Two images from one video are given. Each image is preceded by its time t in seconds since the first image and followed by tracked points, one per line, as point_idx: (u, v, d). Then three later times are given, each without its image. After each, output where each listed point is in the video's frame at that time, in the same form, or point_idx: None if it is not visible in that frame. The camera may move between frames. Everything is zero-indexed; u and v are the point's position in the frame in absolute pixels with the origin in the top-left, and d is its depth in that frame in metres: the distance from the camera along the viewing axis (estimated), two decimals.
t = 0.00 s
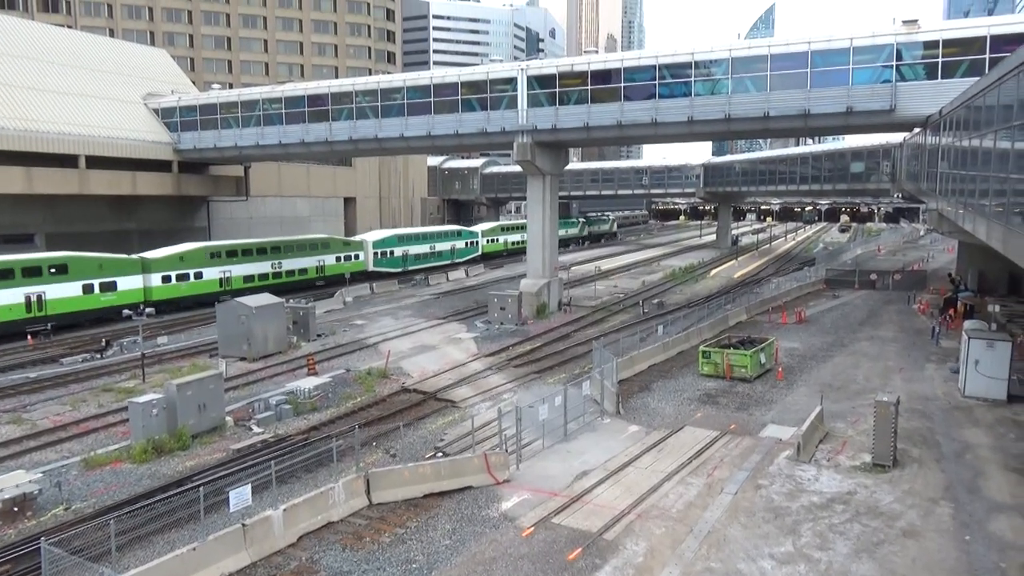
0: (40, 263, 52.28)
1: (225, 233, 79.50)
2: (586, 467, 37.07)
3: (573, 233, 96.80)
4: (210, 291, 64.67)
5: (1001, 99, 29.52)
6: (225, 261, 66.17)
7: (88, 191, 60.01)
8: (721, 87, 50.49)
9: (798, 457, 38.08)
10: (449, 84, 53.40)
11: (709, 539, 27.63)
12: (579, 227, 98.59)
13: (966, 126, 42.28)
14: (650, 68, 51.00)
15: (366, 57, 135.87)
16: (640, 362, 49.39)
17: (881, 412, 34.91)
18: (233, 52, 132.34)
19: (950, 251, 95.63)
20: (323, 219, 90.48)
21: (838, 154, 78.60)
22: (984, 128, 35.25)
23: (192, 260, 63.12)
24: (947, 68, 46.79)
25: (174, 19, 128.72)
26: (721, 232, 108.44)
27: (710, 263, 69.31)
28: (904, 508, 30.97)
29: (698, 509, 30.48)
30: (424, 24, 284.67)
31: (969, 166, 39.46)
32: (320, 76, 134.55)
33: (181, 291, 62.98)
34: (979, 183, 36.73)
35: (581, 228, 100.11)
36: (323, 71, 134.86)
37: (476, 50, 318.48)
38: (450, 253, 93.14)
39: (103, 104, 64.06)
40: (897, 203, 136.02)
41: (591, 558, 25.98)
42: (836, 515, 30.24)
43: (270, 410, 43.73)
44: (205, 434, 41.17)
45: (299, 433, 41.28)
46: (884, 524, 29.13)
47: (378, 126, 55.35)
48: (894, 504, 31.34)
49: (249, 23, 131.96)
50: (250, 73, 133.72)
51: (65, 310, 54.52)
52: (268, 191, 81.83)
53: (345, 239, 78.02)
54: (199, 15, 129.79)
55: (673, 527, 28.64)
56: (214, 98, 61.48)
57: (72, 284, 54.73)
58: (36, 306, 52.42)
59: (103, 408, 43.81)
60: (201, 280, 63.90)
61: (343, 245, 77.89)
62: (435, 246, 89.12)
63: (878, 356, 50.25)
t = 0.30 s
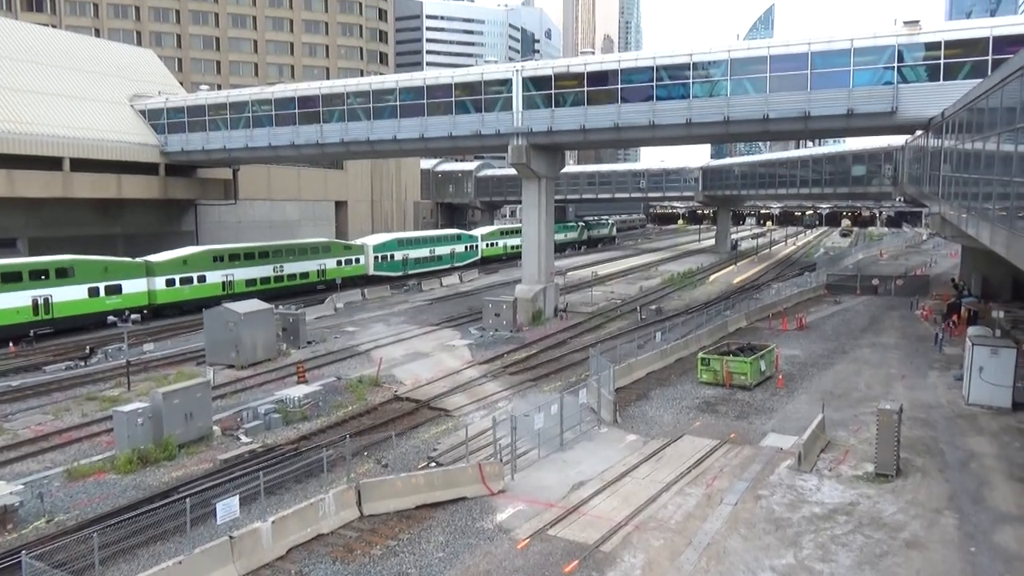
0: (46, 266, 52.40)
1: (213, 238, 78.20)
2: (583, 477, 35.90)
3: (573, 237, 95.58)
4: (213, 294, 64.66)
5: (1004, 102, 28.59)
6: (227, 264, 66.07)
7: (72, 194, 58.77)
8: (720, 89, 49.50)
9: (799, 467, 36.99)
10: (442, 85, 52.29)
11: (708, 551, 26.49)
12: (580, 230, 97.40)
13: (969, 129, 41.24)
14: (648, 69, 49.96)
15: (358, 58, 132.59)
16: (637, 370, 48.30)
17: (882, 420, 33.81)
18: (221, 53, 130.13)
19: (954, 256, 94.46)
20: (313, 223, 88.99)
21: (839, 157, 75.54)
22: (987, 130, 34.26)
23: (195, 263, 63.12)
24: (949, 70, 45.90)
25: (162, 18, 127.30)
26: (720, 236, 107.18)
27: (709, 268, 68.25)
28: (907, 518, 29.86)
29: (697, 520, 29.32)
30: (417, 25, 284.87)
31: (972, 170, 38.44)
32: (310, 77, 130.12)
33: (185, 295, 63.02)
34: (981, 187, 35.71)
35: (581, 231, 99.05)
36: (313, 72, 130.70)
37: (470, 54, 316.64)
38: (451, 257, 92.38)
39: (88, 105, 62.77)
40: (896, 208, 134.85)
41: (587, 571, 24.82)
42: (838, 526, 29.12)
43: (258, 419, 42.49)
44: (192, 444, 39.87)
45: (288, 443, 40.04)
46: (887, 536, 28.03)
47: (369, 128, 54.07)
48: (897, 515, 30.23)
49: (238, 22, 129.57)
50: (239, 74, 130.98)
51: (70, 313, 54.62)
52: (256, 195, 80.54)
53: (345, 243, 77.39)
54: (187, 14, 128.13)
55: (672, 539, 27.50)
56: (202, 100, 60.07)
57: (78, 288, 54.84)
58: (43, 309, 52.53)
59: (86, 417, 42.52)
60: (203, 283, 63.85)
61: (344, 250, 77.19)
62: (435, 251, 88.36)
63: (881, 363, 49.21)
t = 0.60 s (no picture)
0: (35, 267, 50.80)
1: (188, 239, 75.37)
2: (581, 493, 33.07)
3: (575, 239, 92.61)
4: (204, 297, 62.74)
5: None
6: (220, 266, 64.05)
7: (39, 193, 55.89)
8: (726, 83, 46.84)
9: (810, 481, 34.21)
10: (435, 78, 49.38)
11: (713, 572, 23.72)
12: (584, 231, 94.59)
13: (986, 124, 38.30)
14: (651, 63, 47.36)
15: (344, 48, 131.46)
16: (639, 380, 45.49)
17: (900, 431, 31.11)
18: (199, 43, 125.73)
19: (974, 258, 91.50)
20: (296, 222, 86.21)
21: (851, 155, 72.49)
22: (1007, 125, 31.44)
23: (187, 265, 61.21)
24: (968, 63, 43.35)
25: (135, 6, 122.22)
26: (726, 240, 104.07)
27: (716, 272, 65.45)
28: (924, 536, 27.10)
29: (703, 538, 26.52)
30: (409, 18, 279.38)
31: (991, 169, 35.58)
32: (293, 68, 128.21)
33: (177, 297, 61.18)
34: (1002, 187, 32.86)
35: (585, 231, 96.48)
36: (296, 64, 128.65)
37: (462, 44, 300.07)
38: (448, 260, 89.77)
39: (56, 98, 59.75)
40: (907, 208, 131.27)
41: None
42: (852, 545, 26.36)
43: (237, 431, 39.50)
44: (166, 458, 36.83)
45: (269, 457, 37.05)
46: (903, 555, 25.32)
47: (356, 123, 51.12)
48: (914, 532, 27.48)
49: (216, 12, 125.44)
50: (217, 65, 127.12)
51: (61, 316, 53.02)
52: (237, 195, 78.00)
53: (340, 245, 74.86)
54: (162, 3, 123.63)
55: (675, 559, 24.76)
56: (178, 93, 56.64)
57: (68, 290, 53.21)
58: (33, 312, 50.95)
59: (54, 429, 39.55)
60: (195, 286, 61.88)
61: (338, 252, 74.63)
62: (432, 253, 85.75)
63: (896, 372, 46.49)
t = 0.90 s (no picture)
0: (20, 268, 48.76)
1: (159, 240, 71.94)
2: (581, 515, 29.81)
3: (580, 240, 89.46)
4: (194, 300, 59.91)
5: None
6: (209, 268, 61.24)
7: None
8: (737, 73, 43.76)
9: (827, 500, 31.06)
10: (424, 69, 46.26)
11: None
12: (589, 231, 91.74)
13: (1012, 119, 34.90)
14: (656, 51, 44.36)
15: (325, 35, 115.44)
16: (642, 392, 42.27)
17: (921, 444, 28.01)
18: (171, 31, 112.98)
19: (1001, 262, 87.81)
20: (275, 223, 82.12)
21: (871, 151, 72.38)
22: None
23: (176, 267, 58.54)
24: (994, 53, 40.27)
25: None
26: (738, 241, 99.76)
27: (726, 276, 62.14)
28: (951, 560, 23.99)
29: (714, 563, 23.36)
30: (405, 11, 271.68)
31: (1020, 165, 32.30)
32: (273, 58, 114.36)
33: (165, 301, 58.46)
34: None
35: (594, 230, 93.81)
36: (276, 53, 114.69)
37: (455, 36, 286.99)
38: (446, 262, 86.43)
39: (17, 89, 56.39)
40: (928, 207, 126.66)
41: None
42: (873, 570, 23.29)
43: (212, 448, 36.09)
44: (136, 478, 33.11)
45: (247, 475, 33.67)
46: None
47: (340, 116, 47.83)
48: (939, 556, 24.38)
49: None
50: (192, 55, 114.11)
51: (45, 319, 51.00)
52: (214, 193, 74.16)
53: (333, 246, 71.65)
54: None
55: None
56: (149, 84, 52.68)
57: (53, 292, 51.13)
58: (17, 315, 48.94)
59: (12, 446, 36.16)
60: (184, 289, 59.15)
61: (331, 254, 71.42)
62: (429, 255, 82.45)
63: (919, 384, 43.30)
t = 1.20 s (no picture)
0: (4, 270, 46.76)
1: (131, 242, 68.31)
2: (580, 538, 26.80)
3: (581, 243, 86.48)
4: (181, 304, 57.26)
5: None
6: (197, 271, 58.48)
7: None
8: (747, 63, 40.80)
9: (844, 521, 28.01)
10: (413, 58, 43.29)
11: None
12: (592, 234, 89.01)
13: None
14: (660, 40, 41.51)
15: (308, 24, 106.50)
16: (646, 404, 39.23)
17: (942, 460, 25.15)
18: (140, 17, 103.74)
19: None
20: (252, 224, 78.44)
21: (890, 146, 66.83)
22: None
23: (162, 270, 55.90)
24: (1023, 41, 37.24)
25: None
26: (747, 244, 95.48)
27: (735, 281, 59.08)
28: None
29: None
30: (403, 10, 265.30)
31: None
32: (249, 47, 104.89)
33: (151, 305, 55.74)
34: None
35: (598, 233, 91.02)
36: (253, 41, 105.42)
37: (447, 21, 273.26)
38: (443, 265, 82.95)
39: None
40: (948, 207, 123.14)
41: None
42: None
43: (183, 466, 32.85)
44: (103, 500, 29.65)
45: (220, 495, 30.54)
46: None
47: (322, 109, 44.66)
48: None
49: None
50: (162, 43, 105.22)
51: (29, 324, 48.84)
52: (177, 192, 70.17)
53: (325, 248, 68.37)
54: None
55: None
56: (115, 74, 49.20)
57: (37, 296, 48.96)
58: None
59: None
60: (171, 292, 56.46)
61: (323, 255, 68.13)
62: (424, 258, 79.05)
63: (942, 396, 40.33)
